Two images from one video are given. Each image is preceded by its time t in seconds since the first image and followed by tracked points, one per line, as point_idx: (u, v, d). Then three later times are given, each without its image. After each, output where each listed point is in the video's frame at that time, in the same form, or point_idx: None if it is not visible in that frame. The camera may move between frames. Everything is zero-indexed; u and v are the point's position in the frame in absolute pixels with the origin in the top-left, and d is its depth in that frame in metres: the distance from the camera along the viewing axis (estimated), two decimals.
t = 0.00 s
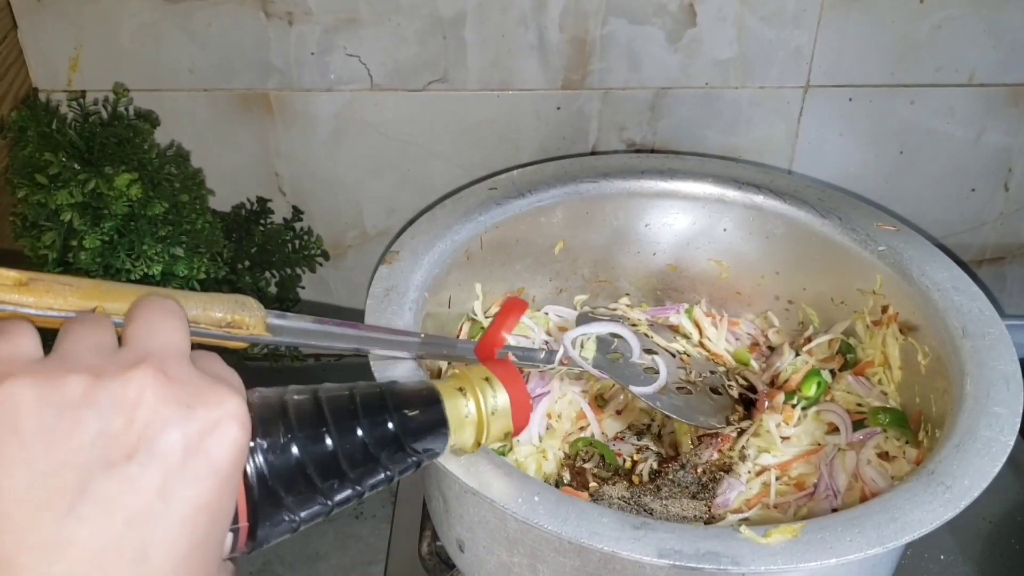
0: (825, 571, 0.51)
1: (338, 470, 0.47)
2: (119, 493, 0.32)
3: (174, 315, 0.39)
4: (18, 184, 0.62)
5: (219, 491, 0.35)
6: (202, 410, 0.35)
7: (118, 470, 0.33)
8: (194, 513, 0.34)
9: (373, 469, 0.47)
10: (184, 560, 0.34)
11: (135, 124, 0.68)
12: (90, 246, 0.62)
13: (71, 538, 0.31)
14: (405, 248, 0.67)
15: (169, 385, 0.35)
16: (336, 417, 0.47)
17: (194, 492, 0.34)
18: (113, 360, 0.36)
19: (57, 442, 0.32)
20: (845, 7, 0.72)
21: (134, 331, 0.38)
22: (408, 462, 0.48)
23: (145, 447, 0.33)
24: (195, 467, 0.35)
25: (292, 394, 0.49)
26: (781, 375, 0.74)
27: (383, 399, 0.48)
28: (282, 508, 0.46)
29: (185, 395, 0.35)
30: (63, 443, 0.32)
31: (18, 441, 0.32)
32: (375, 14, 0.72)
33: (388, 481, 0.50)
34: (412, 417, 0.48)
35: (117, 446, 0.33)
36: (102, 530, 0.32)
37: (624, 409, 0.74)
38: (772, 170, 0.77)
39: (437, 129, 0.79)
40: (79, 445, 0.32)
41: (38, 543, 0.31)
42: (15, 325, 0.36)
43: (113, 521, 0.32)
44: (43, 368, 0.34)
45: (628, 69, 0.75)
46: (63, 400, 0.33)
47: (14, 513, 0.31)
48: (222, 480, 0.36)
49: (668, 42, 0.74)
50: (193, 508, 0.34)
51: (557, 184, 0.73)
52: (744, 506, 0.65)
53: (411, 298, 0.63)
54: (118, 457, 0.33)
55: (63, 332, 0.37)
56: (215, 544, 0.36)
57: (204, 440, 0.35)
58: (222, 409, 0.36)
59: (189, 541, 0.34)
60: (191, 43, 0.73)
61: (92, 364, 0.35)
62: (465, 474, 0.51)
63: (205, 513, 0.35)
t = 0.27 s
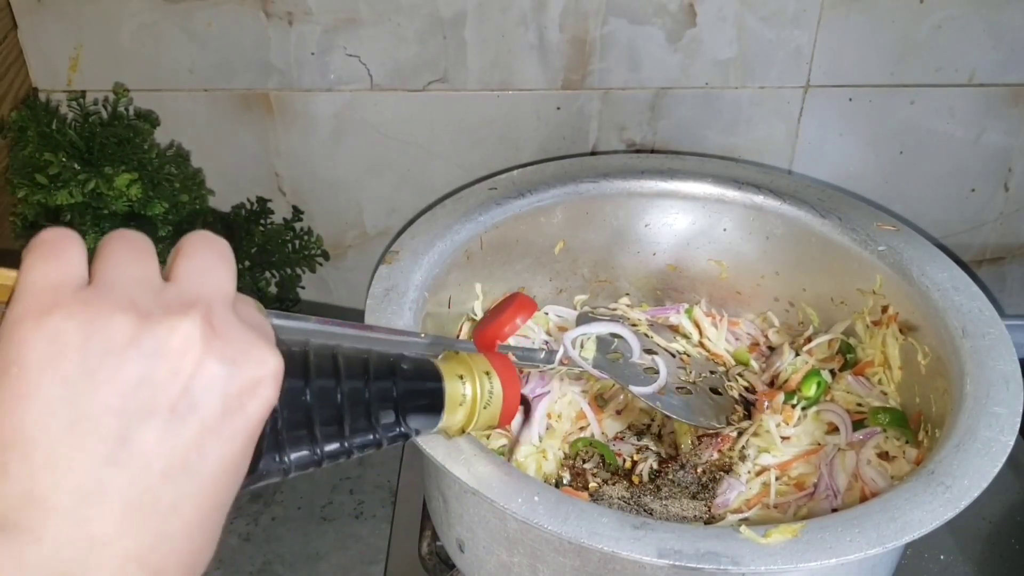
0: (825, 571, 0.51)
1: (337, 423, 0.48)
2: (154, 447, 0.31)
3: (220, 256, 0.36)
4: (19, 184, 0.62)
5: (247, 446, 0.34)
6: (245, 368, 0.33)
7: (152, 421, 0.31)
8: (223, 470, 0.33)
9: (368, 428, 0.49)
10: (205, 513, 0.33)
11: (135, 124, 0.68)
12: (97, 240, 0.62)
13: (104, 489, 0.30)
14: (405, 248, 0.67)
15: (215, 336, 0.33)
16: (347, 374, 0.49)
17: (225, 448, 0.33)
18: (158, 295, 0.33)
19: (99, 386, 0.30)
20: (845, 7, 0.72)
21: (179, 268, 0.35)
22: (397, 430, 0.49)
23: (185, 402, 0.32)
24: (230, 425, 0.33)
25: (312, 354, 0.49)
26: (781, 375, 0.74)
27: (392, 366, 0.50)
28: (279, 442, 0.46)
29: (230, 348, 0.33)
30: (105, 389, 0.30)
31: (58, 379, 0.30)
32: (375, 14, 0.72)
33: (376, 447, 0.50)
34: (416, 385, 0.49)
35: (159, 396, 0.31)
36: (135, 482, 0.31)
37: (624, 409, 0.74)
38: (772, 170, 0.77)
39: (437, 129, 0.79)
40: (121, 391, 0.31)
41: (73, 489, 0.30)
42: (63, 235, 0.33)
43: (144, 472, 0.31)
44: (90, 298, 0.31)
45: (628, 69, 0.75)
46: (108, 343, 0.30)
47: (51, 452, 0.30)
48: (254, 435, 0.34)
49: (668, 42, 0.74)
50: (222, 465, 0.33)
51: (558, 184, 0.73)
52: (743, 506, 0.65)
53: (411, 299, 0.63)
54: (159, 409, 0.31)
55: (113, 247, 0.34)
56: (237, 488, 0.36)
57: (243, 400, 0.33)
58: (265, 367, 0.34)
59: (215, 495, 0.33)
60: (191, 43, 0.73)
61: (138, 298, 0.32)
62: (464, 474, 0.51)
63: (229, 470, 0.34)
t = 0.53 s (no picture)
0: (825, 571, 0.51)
1: (338, 416, 0.48)
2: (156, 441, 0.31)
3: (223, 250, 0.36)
4: (19, 184, 0.62)
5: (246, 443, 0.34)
6: (246, 366, 0.33)
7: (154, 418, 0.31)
8: (221, 465, 0.33)
9: (367, 420, 0.48)
10: (204, 508, 0.33)
11: (135, 124, 0.68)
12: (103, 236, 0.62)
13: (105, 482, 0.30)
14: (405, 248, 0.67)
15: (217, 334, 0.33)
16: (348, 368, 0.49)
17: (223, 446, 0.33)
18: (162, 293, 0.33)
19: (101, 383, 0.30)
20: (845, 7, 0.72)
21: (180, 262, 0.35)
22: (395, 423, 0.49)
23: (184, 400, 0.32)
24: (228, 422, 0.33)
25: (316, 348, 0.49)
26: (781, 375, 0.74)
27: (391, 359, 0.50)
28: (280, 436, 0.47)
29: (232, 347, 0.33)
30: (107, 386, 0.30)
31: (60, 375, 0.30)
32: (376, 15, 0.72)
33: (375, 439, 0.50)
34: (416, 377, 0.49)
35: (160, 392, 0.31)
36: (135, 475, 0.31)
37: (624, 409, 0.74)
38: (772, 170, 0.77)
39: (437, 129, 0.79)
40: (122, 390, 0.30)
41: (73, 483, 0.30)
42: (69, 226, 0.33)
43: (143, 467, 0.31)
44: (94, 296, 0.31)
45: (628, 69, 0.75)
46: (111, 342, 0.30)
47: (54, 446, 0.30)
48: (253, 432, 0.34)
49: (668, 42, 0.74)
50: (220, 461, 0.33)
51: (558, 184, 0.73)
52: (744, 506, 0.65)
53: (411, 299, 0.63)
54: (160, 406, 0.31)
55: (115, 242, 0.33)
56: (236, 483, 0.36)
57: (242, 399, 0.33)
58: (266, 365, 0.34)
59: (214, 491, 0.34)
60: (191, 43, 0.73)
61: (141, 295, 0.32)
62: (464, 473, 0.51)
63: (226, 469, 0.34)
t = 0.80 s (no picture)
0: (825, 571, 0.51)
1: (340, 423, 0.47)
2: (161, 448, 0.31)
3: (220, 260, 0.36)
4: (19, 184, 0.62)
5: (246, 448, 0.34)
6: (246, 372, 0.33)
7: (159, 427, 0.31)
8: (221, 472, 0.33)
9: (369, 428, 0.48)
10: (204, 514, 0.33)
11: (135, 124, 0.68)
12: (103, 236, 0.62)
13: (106, 491, 0.30)
14: (405, 248, 0.67)
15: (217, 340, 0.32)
16: (349, 375, 0.48)
17: (223, 451, 0.33)
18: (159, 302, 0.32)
19: (101, 391, 0.29)
20: (845, 7, 0.72)
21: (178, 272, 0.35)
22: (397, 430, 0.49)
23: (184, 406, 0.31)
24: (229, 427, 0.33)
25: (317, 351, 0.49)
26: (781, 375, 0.74)
27: (394, 367, 0.50)
28: (281, 445, 0.46)
29: (231, 352, 0.33)
30: (106, 394, 0.30)
31: (59, 384, 0.29)
32: (375, 15, 0.72)
33: (377, 446, 0.50)
34: (417, 385, 0.49)
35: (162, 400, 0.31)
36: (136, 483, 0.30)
37: (624, 409, 0.74)
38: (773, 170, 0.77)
39: (437, 129, 0.79)
40: (122, 396, 0.30)
41: (72, 491, 0.29)
42: (78, 224, 0.32)
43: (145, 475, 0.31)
44: (93, 302, 0.30)
45: (628, 69, 0.75)
46: (111, 348, 0.30)
47: (51, 456, 0.29)
48: (253, 438, 0.34)
49: (668, 42, 0.74)
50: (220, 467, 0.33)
51: (558, 184, 0.73)
52: (743, 506, 0.65)
53: (412, 299, 0.63)
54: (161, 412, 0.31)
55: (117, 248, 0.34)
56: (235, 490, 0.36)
57: (241, 404, 0.33)
58: (264, 370, 0.33)
59: (213, 498, 0.33)
60: (191, 42, 0.73)
61: (140, 303, 0.32)
62: (464, 474, 0.51)
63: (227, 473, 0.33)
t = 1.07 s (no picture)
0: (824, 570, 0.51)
1: (339, 430, 0.48)
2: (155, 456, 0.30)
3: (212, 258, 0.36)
4: (19, 184, 0.62)
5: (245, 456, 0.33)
6: (241, 379, 0.32)
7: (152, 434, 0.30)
8: (219, 481, 0.32)
9: (370, 434, 0.48)
10: (203, 524, 0.32)
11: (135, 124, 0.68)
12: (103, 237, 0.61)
13: (102, 499, 0.29)
14: (405, 248, 0.67)
15: (211, 347, 0.32)
16: (348, 380, 0.48)
17: (220, 459, 0.32)
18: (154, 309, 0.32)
19: (96, 400, 0.29)
20: (845, 7, 0.72)
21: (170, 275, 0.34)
22: (400, 436, 0.49)
23: (178, 414, 0.31)
24: (225, 434, 0.32)
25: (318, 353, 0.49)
26: (781, 375, 0.74)
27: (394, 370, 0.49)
28: (280, 452, 0.47)
29: (225, 359, 0.32)
30: (100, 404, 0.29)
31: (52, 394, 0.29)
32: (375, 14, 0.72)
33: (381, 453, 0.50)
34: (419, 391, 0.48)
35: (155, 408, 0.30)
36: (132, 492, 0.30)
37: (624, 409, 0.74)
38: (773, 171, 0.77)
39: (437, 129, 0.79)
40: (115, 406, 0.30)
41: (67, 500, 0.29)
42: (55, 230, 0.30)
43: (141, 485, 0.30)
44: (84, 312, 0.30)
45: (628, 69, 0.75)
46: (104, 358, 0.29)
47: (43, 466, 0.29)
48: (251, 445, 0.34)
49: (668, 42, 0.74)
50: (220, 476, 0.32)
51: (558, 184, 0.73)
52: (743, 506, 0.65)
53: (412, 299, 0.63)
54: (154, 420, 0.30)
55: (104, 256, 0.33)
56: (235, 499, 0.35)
57: (237, 412, 0.32)
58: (260, 377, 0.33)
59: (211, 508, 0.32)
60: (191, 42, 0.73)
61: (132, 312, 0.31)
62: (464, 474, 0.51)
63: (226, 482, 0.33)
